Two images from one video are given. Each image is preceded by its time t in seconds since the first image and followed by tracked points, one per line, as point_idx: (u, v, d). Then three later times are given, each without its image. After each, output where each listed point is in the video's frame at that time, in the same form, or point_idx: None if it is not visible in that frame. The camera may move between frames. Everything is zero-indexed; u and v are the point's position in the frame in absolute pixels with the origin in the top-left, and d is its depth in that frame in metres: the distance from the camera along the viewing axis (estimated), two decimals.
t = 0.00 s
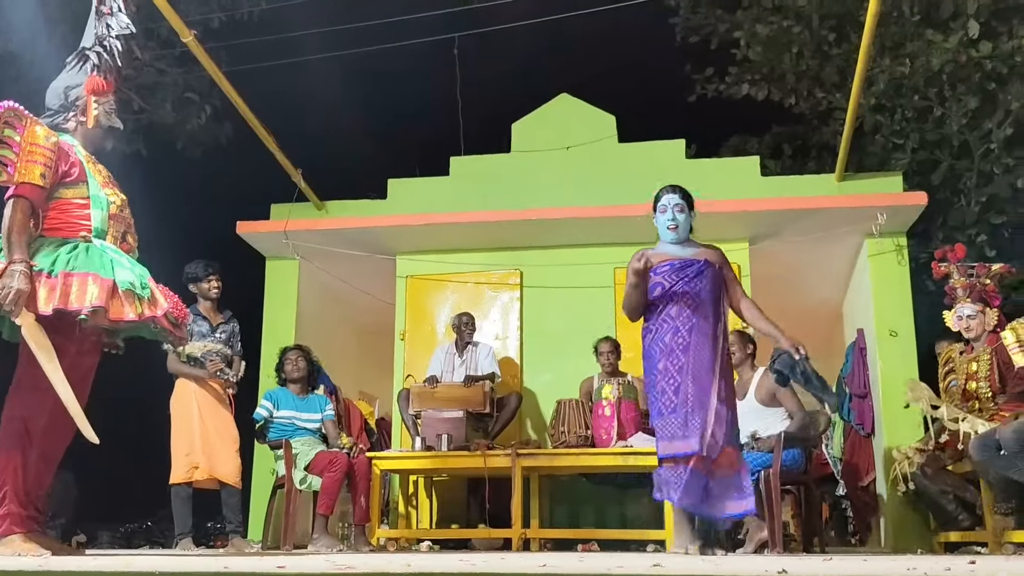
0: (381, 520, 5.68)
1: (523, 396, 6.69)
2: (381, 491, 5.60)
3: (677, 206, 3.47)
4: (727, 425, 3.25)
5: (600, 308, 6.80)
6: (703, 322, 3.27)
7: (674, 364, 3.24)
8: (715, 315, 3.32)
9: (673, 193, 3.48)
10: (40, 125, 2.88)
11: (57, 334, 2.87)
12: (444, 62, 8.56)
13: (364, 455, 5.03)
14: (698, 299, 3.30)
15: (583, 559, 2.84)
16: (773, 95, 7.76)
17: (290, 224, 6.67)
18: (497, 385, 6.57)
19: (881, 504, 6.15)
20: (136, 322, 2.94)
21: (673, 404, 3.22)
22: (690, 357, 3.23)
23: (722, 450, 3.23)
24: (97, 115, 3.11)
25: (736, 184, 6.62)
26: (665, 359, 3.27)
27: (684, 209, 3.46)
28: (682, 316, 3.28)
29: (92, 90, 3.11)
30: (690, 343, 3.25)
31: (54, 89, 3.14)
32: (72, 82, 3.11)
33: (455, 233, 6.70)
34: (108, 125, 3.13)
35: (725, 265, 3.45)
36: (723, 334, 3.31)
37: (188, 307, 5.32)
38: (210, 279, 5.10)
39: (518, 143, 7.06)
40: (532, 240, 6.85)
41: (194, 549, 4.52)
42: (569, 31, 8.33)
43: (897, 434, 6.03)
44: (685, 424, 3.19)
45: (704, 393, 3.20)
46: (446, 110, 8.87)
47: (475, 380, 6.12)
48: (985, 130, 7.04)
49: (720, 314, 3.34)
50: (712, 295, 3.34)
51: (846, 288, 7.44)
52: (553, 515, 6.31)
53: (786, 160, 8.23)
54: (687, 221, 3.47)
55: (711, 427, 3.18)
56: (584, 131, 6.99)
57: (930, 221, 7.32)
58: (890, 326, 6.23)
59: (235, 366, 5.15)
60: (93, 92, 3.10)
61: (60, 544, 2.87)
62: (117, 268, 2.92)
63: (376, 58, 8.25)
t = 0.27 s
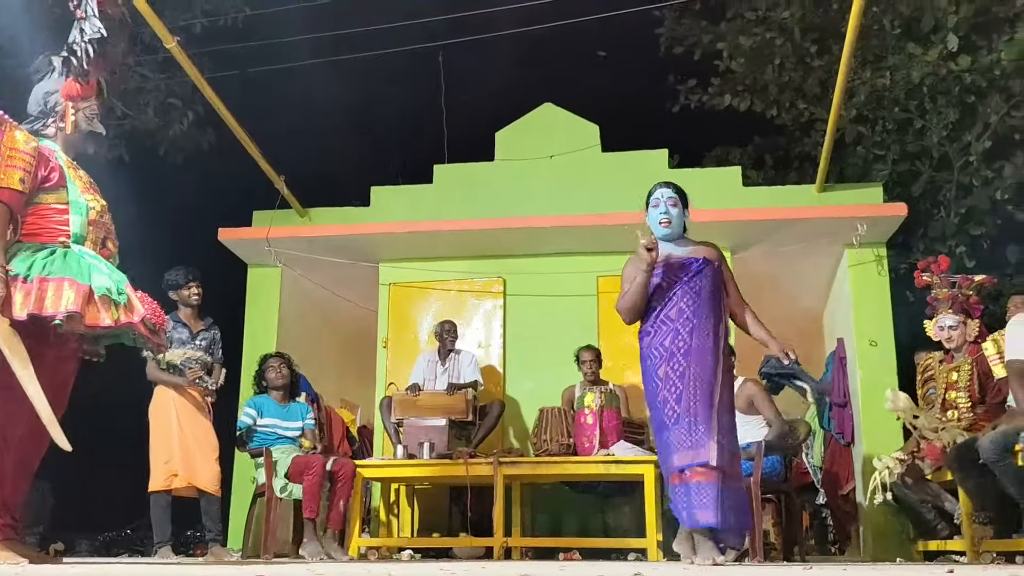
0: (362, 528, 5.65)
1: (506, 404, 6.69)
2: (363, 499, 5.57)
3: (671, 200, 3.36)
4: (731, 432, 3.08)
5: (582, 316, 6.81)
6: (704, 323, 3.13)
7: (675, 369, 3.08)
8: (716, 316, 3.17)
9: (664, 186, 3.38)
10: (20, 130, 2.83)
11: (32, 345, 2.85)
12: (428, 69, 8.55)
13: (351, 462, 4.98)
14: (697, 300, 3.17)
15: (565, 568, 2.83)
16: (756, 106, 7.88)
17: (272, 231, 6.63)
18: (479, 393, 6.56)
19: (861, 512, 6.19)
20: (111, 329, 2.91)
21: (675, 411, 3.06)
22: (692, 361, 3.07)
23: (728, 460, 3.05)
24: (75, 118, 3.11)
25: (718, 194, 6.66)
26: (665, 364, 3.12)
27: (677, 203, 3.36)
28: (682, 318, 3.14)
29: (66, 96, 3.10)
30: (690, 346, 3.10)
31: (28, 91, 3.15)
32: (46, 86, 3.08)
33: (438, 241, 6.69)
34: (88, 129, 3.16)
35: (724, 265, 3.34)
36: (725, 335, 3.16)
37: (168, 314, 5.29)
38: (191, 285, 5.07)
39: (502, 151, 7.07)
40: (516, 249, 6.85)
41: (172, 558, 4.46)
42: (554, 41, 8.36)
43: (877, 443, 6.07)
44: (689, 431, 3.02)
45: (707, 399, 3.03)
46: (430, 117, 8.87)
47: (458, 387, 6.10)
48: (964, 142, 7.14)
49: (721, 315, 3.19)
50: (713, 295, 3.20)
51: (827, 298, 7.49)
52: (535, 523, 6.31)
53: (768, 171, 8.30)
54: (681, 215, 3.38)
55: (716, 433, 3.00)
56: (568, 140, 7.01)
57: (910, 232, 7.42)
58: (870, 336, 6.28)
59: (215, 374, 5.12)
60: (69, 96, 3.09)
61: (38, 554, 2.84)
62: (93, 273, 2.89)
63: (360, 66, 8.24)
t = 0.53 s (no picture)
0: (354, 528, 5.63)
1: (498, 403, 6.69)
2: (355, 499, 5.55)
3: (676, 178, 3.43)
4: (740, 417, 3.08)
5: (573, 315, 6.81)
6: (708, 308, 3.17)
7: (682, 354, 3.11)
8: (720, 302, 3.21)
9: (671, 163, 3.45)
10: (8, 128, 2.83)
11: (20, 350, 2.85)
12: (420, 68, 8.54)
13: (350, 467, 5.02)
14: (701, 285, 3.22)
15: (556, 567, 2.83)
16: (746, 107, 7.95)
17: (263, 230, 6.61)
18: (471, 392, 6.56)
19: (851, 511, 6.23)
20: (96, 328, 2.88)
21: (680, 397, 3.07)
22: (697, 345, 3.11)
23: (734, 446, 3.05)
24: (60, 116, 3.12)
25: (709, 194, 6.68)
26: (670, 350, 3.14)
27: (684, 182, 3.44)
28: (688, 302, 3.18)
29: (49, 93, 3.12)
30: (696, 331, 3.13)
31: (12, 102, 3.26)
32: (32, 85, 3.13)
33: (430, 240, 6.69)
34: (75, 127, 3.13)
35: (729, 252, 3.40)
36: (730, 321, 3.20)
37: (157, 314, 5.27)
38: (181, 286, 5.06)
39: (494, 150, 7.07)
40: (508, 248, 6.85)
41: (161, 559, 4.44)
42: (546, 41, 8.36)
43: (869, 442, 6.08)
44: (695, 416, 3.03)
45: (714, 382, 3.05)
46: (422, 116, 8.87)
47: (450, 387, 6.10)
48: (953, 142, 7.17)
49: (726, 301, 3.24)
50: (717, 281, 3.25)
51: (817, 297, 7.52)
52: (527, 522, 6.31)
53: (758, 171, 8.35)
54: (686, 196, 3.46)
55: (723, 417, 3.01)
56: (560, 139, 7.01)
57: (900, 231, 7.51)
58: (860, 335, 6.31)
59: (204, 374, 5.10)
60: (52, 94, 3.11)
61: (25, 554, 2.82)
62: (80, 272, 2.87)
63: (351, 65, 8.22)
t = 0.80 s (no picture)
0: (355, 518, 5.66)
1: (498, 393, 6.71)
2: (357, 489, 5.57)
3: (688, 155, 3.36)
4: (754, 402, 3.01)
5: (573, 305, 6.82)
6: (720, 292, 3.13)
7: (692, 340, 3.12)
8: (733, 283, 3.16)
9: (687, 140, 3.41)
10: (9, 121, 2.87)
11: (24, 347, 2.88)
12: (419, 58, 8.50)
13: (353, 457, 5.06)
14: (715, 265, 3.17)
15: (557, 556, 2.84)
16: (746, 96, 8.03)
17: (264, 221, 6.61)
18: (471, 383, 6.57)
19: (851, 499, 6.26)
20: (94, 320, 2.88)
21: (690, 384, 3.09)
22: (707, 330, 3.10)
23: (747, 435, 2.98)
24: (60, 109, 3.12)
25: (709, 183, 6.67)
26: (682, 335, 3.15)
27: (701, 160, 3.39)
28: (699, 286, 3.17)
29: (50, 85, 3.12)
30: (706, 317, 3.13)
31: None
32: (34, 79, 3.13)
33: (430, 231, 6.69)
34: (75, 120, 3.13)
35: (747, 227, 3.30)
36: (744, 303, 3.14)
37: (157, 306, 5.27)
38: (181, 277, 5.06)
39: (493, 140, 7.06)
40: (508, 238, 6.86)
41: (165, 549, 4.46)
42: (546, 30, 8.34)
43: (869, 431, 6.10)
44: (701, 404, 3.05)
45: (723, 368, 3.04)
46: (421, 106, 8.86)
47: (451, 377, 6.11)
48: (953, 130, 7.16)
49: (740, 282, 3.17)
50: (730, 260, 3.18)
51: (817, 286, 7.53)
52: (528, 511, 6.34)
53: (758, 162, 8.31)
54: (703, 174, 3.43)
55: (728, 404, 2.99)
56: (560, 128, 6.99)
57: (900, 220, 7.47)
58: (860, 324, 6.32)
59: (205, 365, 5.11)
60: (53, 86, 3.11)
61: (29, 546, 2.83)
62: (79, 265, 2.88)
63: (349, 56, 8.21)
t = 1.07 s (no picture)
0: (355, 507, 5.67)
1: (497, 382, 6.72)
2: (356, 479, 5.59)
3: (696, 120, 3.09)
4: (774, 380, 2.78)
5: (571, 294, 6.82)
6: (729, 260, 2.90)
7: (699, 314, 2.91)
8: (747, 251, 2.90)
9: (691, 103, 3.10)
10: (11, 114, 2.93)
11: (24, 338, 2.89)
12: (415, 46, 8.45)
13: (353, 446, 5.07)
14: (724, 233, 2.95)
15: (556, 544, 2.85)
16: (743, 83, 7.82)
17: (261, 210, 6.61)
18: (470, 372, 6.58)
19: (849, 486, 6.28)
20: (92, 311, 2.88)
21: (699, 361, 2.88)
22: (715, 303, 2.88)
23: (768, 414, 2.76)
24: (51, 99, 3.13)
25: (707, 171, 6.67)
26: (690, 309, 2.95)
27: (708, 123, 3.09)
28: (707, 257, 2.96)
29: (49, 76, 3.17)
30: (717, 289, 2.90)
31: None
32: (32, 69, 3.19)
33: (427, 220, 6.68)
34: (59, 108, 3.11)
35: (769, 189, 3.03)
36: (760, 270, 2.88)
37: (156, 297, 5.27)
38: (179, 268, 5.06)
39: (490, 129, 7.05)
40: (505, 227, 6.85)
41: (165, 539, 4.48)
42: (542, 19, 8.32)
43: (866, 418, 6.12)
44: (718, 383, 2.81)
45: (733, 343, 2.81)
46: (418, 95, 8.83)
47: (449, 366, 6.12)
48: (950, 117, 7.15)
49: (755, 250, 2.92)
50: (744, 227, 2.94)
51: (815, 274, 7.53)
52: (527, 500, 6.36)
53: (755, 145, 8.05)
54: (714, 137, 3.12)
55: (747, 380, 2.75)
56: (557, 117, 6.98)
57: (897, 207, 7.47)
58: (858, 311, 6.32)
59: (204, 356, 5.11)
60: (51, 79, 3.16)
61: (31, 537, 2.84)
62: (78, 255, 2.89)
63: (345, 45, 8.18)
